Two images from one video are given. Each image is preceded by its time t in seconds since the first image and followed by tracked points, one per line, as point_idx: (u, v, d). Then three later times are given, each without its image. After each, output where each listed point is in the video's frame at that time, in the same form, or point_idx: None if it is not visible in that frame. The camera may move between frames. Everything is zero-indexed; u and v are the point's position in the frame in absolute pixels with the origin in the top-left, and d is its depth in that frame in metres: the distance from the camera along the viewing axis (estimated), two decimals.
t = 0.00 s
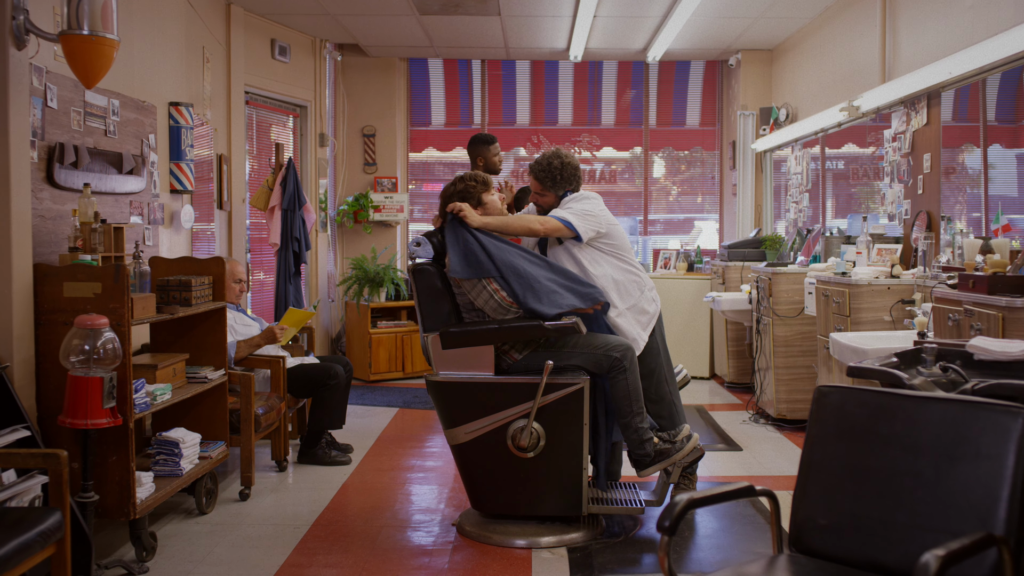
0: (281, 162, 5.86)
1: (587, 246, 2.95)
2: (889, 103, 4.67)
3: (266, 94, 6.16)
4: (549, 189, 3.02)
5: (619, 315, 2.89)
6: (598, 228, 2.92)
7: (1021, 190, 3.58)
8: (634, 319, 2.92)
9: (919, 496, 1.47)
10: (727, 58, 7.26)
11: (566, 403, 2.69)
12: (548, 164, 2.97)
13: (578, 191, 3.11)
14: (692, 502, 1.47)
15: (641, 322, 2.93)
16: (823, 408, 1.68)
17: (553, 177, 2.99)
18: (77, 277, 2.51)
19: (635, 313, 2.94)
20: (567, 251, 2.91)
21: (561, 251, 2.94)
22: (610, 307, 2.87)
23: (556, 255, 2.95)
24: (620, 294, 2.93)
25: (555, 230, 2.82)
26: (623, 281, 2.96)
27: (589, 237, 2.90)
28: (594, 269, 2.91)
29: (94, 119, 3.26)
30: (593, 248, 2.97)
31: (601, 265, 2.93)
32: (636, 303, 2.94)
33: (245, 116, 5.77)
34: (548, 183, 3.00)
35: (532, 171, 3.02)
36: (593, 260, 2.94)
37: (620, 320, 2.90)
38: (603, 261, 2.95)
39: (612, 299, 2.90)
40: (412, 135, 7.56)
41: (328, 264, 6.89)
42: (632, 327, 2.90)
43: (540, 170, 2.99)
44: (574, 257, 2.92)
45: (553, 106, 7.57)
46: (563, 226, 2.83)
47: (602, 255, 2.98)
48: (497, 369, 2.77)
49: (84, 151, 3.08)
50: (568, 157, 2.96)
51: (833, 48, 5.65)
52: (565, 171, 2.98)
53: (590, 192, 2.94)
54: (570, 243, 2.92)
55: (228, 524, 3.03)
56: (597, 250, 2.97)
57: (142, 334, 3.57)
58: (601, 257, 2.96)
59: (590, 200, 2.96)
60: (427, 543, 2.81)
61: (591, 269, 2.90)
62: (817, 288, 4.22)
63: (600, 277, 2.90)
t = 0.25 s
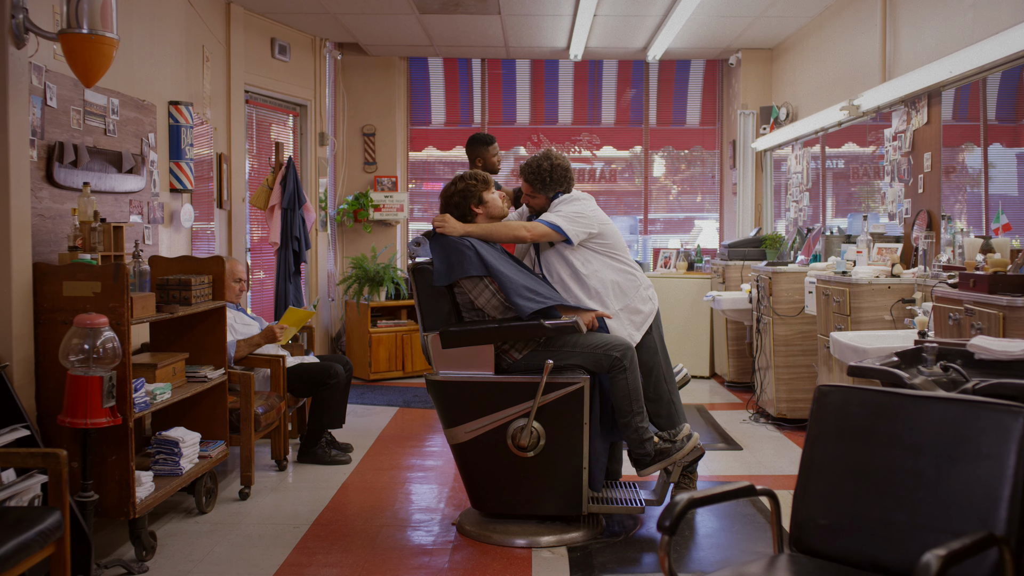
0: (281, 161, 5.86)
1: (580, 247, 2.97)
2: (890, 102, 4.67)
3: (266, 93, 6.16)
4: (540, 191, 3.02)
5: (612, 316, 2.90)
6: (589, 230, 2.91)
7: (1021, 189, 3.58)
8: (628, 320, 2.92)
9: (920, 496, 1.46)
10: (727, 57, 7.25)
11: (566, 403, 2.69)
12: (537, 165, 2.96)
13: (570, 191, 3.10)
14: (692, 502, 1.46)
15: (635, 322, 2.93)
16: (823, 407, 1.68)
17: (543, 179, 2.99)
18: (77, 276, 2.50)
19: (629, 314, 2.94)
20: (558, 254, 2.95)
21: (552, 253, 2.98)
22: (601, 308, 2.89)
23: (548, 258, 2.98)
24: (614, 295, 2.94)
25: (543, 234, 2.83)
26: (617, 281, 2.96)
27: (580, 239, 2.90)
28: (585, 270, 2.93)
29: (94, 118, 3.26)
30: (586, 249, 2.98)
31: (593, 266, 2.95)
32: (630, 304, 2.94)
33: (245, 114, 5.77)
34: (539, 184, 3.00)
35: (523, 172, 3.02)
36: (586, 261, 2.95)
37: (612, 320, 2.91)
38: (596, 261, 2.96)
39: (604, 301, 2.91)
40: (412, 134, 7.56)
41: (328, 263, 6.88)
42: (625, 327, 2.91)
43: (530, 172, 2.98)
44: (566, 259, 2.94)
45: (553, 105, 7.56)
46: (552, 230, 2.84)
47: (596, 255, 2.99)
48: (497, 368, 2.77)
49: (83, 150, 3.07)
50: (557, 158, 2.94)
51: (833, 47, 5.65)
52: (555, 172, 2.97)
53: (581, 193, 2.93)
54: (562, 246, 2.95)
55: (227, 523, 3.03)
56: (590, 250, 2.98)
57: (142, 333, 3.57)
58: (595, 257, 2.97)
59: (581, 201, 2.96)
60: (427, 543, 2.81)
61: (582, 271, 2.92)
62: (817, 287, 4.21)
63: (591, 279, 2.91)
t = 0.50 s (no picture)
0: (281, 160, 5.85)
1: (578, 247, 2.97)
2: (890, 101, 4.67)
3: (266, 92, 6.15)
4: (537, 190, 3.01)
5: (610, 316, 2.92)
6: (587, 229, 2.91)
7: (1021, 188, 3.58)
8: (626, 320, 2.93)
9: (920, 496, 1.46)
10: (727, 56, 7.24)
11: (567, 402, 2.69)
12: (535, 164, 2.96)
13: (567, 190, 3.10)
14: (693, 501, 1.46)
15: (633, 322, 2.94)
16: (824, 407, 1.68)
17: (540, 178, 2.98)
18: (76, 275, 2.50)
19: (627, 314, 2.94)
20: (556, 254, 2.95)
21: (550, 254, 2.97)
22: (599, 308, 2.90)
23: (547, 258, 2.98)
24: (612, 294, 2.94)
25: (541, 235, 2.83)
26: (616, 281, 2.96)
27: (578, 239, 2.90)
28: (583, 270, 2.93)
29: (94, 117, 3.26)
30: (584, 248, 2.98)
31: (591, 266, 2.95)
32: (628, 303, 2.95)
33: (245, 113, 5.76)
34: (536, 183, 3.00)
35: (519, 172, 3.01)
36: (583, 261, 2.95)
37: (611, 321, 2.92)
38: (595, 261, 2.96)
39: (602, 300, 2.92)
40: (412, 133, 7.55)
41: (328, 262, 6.88)
42: (623, 328, 2.91)
43: (527, 171, 2.98)
44: (564, 259, 2.94)
45: (553, 104, 7.56)
46: (550, 230, 2.84)
47: (594, 255, 2.98)
48: (497, 367, 2.77)
49: (83, 149, 3.07)
50: (554, 157, 2.95)
51: (834, 46, 5.64)
52: (552, 171, 2.97)
53: (579, 192, 2.92)
54: (560, 245, 2.95)
55: (227, 523, 3.02)
56: (588, 250, 2.98)
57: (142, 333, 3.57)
58: (594, 257, 2.97)
59: (579, 200, 2.95)
60: (427, 542, 2.81)
61: (579, 270, 2.92)
62: (817, 286, 4.21)
63: (589, 279, 2.92)
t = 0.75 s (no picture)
0: (281, 159, 5.85)
1: (578, 244, 2.97)
2: (890, 100, 4.66)
3: (266, 91, 6.15)
4: (539, 187, 2.99)
5: (610, 314, 2.91)
6: (588, 226, 2.91)
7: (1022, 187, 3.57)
8: (627, 317, 2.93)
9: (921, 495, 1.46)
10: (727, 55, 7.24)
11: (567, 401, 2.69)
12: (538, 161, 2.95)
13: (569, 187, 3.08)
14: (693, 501, 1.46)
15: (633, 320, 2.93)
16: (824, 406, 1.68)
17: (541, 175, 2.96)
18: (76, 274, 2.50)
19: (628, 311, 2.94)
20: (557, 251, 2.94)
21: (551, 251, 2.96)
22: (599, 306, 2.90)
23: (547, 255, 2.97)
24: (613, 292, 2.94)
25: (543, 232, 2.84)
26: (617, 278, 2.96)
27: (579, 235, 2.90)
28: (584, 267, 2.93)
29: (93, 116, 3.25)
30: (585, 245, 2.98)
31: (592, 263, 2.95)
32: (629, 301, 2.95)
33: (245, 112, 5.76)
34: (537, 180, 2.97)
35: (521, 169, 3.00)
36: (584, 258, 2.95)
37: (611, 318, 2.92)
38: (595, 258, 2.96)
39: (603, 297, 2.92)
40: (412, 132, 7.55)
41: (328, 261, 6.88)
42: (624, 325, 2.91)
43: (530, 168, 2.96)
44: (565, 256, 2.94)
45: (553, 103, 7.55)
46: (551, 227, 2.85)
47: (594, 252, 2.98)
48: (497, 367, 2.77)
49: (82, 148, 3.07)
50: (555, 153, 2.93)
51: (834, 45, 5.64)
52: (554, 168, 2.95)
53: (580, 190, 2.93)
54: (561, 242, 2.94)
55: (227, 522, 3.02)
56: (589, 247, 2.98)
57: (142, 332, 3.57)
58: (594, 255, 2.97)
59: (580, 197, 2.96)
60: (427, 541, 2.80)
61: (580, 268, 2.92)
62: (818, 285, 4.21)
63: (590, 276, 2.92)
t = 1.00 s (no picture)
0: (280, 158, 5.84)
1: (583, 240, 2.96)
2: (890, 99, 4.65)
3: (266, 91, 6.15)
4: (542, 184, 3.00)
5: (614, 310, 2.90)
6: (592, 223, 2.91)
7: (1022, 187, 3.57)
8: (630, 315, 2.92)
9: (922, 495, 1.46)
10: (727, 54, 7.23)
11: (567, 400, 2.69)
12: (541, 159, 2.96)
13: (571, 185, 3.10)
14: (694, 500, 1.46)
15: (636, 318, 2.93)
16: (825, 405, 1.67)
17: (545, 172, 2.98)
18: (76, 273, 2.49)
19: (631, 309, 2.94)
20: (561, 249, 2.94)
21: (556, 248, 2.96)
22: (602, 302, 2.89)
23: (551, 253, 2.97)
24: (617, 288, 2.93)
25: (548, 229, 2.84)
26: (620, 276, 2.95)
27: (583, 233, 2.90)
28: (588, 264, 2.92)
29: (93, 115, 3.25)
30: (589, 242, 2.97)
31: (596, 260, 2.94)
32: (632, 299, 2.94)
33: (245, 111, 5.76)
34: (541, 177, 2.99)
35: (524, 166, 3.01)
36: (588, 255, 2.94)
37: (616, 315, 2.90)
38: (599, 255, 2.96)
39: (606, 294, 2.91)
40: (412, 131, 7.54)
41: (328, 260, 6.88)
42: (627, 323, 2.90)
43: (533, 166, 2.97)
44: (569, 253, 2.94)
45: (553, 102, 7.55)
46: (556, 224, 2.85)
47: (598, 249, 2.98)
48: (497, 366, 2.77)
49: (82, 147, 3.07)
50: (559, 152, 2.95)
51: (834, 45, 5.63)
52: (557, 166, 2.97)
53: (583, 187, 2.94)
54: (565, 239, 2.94)
55: (227, 521, 3.02)
56: (593, 244, 2.98)
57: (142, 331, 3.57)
58: (598, 252, 2.97)
59: (583, 195, 2.96)
60: (427, 541, 2.80)
61: (584, 264, 2.92)
62: (818, 285, 4.21)
63: (594, 273, 2.91)
